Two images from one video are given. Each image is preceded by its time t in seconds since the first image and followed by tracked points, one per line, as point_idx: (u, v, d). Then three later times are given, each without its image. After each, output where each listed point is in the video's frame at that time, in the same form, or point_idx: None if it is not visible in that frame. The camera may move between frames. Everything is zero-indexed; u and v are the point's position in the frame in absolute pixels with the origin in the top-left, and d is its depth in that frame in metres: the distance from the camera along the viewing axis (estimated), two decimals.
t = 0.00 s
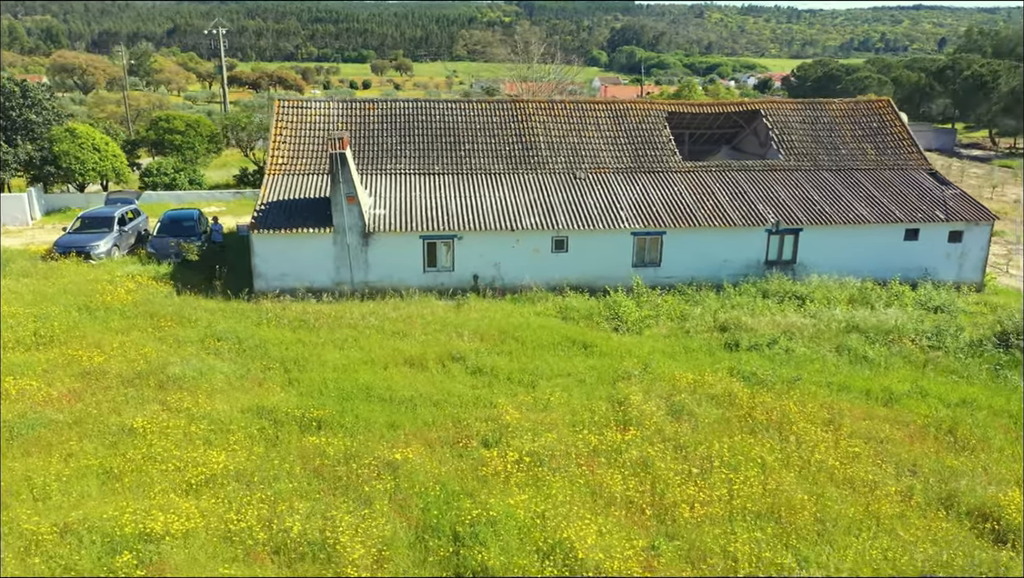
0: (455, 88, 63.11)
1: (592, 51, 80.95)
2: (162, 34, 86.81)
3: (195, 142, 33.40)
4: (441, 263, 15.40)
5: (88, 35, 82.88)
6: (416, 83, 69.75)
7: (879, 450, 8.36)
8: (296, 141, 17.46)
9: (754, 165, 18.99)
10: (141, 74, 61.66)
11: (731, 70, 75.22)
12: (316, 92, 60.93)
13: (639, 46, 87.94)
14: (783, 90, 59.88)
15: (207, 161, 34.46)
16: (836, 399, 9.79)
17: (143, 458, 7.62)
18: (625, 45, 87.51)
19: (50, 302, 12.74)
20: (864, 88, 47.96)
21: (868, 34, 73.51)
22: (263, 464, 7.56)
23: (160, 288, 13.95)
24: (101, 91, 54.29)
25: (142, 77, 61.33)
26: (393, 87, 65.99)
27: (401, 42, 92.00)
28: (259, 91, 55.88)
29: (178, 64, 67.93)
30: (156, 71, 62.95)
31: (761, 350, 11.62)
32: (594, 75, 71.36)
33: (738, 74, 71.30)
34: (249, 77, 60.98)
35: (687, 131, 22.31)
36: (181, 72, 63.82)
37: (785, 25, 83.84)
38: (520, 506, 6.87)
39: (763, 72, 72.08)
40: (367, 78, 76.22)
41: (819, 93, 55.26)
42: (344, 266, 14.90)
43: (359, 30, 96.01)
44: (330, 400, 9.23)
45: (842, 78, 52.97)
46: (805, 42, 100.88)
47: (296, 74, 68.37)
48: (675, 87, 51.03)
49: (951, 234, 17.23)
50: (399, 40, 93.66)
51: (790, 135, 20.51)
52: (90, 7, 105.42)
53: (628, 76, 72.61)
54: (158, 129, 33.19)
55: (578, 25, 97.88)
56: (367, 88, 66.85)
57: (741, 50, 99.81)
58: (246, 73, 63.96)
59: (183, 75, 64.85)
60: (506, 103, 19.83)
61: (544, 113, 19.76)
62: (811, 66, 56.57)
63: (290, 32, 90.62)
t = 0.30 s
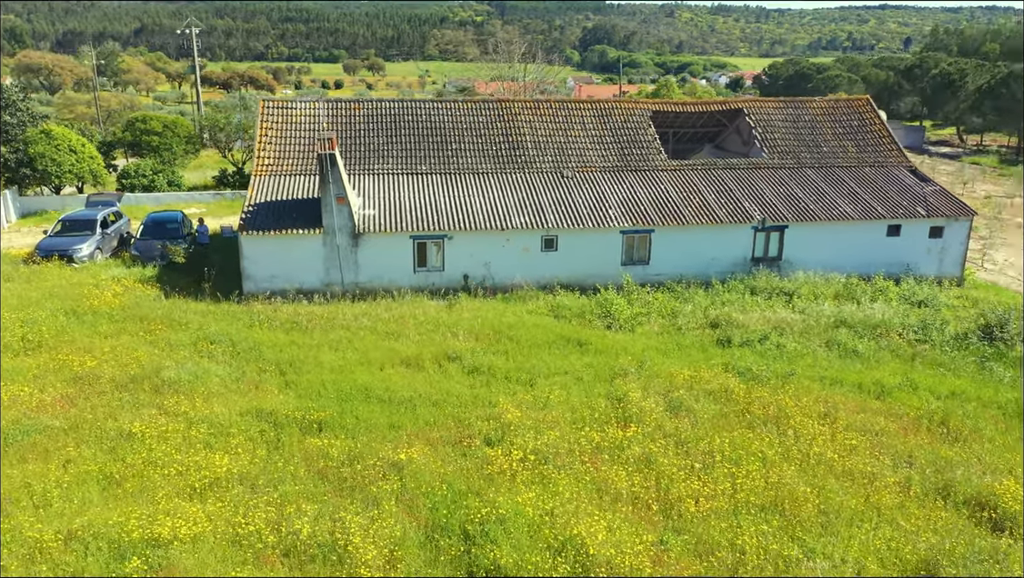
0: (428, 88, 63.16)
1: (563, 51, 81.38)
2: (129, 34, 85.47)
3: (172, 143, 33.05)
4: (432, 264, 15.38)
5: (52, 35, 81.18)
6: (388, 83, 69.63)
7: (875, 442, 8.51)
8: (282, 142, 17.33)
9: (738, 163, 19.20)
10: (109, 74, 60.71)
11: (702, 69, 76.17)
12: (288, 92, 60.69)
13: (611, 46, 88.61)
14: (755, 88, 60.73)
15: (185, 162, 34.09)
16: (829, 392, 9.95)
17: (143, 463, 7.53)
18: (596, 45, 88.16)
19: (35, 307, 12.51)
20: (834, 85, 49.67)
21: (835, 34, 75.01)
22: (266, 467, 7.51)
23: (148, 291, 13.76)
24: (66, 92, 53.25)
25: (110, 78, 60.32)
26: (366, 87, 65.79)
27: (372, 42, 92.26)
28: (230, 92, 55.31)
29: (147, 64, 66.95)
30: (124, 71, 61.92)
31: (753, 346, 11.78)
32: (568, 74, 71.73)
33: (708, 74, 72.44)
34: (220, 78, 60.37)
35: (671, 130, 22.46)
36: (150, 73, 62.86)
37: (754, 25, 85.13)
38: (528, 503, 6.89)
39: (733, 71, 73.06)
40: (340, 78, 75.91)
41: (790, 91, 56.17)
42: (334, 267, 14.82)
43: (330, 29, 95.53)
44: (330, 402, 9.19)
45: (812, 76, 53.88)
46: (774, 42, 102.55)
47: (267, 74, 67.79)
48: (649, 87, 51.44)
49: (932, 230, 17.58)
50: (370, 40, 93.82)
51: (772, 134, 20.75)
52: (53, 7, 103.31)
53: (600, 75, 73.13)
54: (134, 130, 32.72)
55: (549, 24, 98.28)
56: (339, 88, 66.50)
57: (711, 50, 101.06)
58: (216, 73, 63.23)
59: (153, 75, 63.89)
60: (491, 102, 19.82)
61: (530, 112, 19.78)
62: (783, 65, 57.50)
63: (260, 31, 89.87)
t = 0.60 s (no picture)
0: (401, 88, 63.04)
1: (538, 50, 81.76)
2: (97, 33, 84.15)
3: (151, 144, 32.66)
4: (422, 264, 15.35)
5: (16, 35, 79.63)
6: (361, 83, 69.43)
7: (871, 435, 8.65)
8: (269, 143, 17.19)
9: (723, 162, 19.38)
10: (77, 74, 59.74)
11: (675, 69, 76.95)
12: (261, 92, 60.93)
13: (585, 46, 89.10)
14: (728, 87, 61.34)
15: (164, 163, 33.66)
16: (824, 387, 10.10)
17: (145, 467, 7.46)
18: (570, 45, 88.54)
19: (22, 311, 12.31)
20: (807, 85, 50.75)
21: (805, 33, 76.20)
22: (270, 469, 7.47)
23: (136, 294, 13.59)
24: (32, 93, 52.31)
25: (78, 78, 59.38)
26: (340, 87, 65.55)
27: (345, 42, 92.33)
28: (201, 92, 54.76)
29: (116, 64, 65.98)
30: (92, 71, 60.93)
31: (745, 342, 11.91)
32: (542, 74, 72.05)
33: (681, 73, 73.23)
34: (192, 78, 59.75)
35: (656, 129, 22.59)
36: (120, 73, 61.97)
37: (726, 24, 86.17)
38: (535, 500, 6.92)
39: (706, 71, 73.90)
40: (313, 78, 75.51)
41: (763, 90, 56.90)
42: (325, 268, 14.74)
43: (302, 29, 95.03)
44: (329, 403, 9.15)
45: (785, 75, 54.64)
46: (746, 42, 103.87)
47: (240, 74, 67.22)
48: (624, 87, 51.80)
49: (914, 226, 17.88)
50: (342, 39, 93.70)
51: (756, 132, 20.97)
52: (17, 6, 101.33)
53: (574, 75, 73.55)
54: (112, 132, 32.26)
55: (523, 23, 98.47)
56: (313, 88, 66.16)
57: (683, 50, 101.94)
58: (188, 74, 62.53)
59: (122, 75, 62.99)
60: (478, 102, 19.80)
61: (516, 112, 19.79)
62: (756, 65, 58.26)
63: (231, 31, 89.03)
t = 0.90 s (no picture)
0: (379, 87, 62.86)
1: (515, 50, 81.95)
2: (68, 33, 83.08)
3: (134, 144, 32.33)
4: (418, 263, 15.33)
5: None
6: (339, 83, 69.18)
7: (872, 428, 8.78)
8: (260, 143, 17.08)
9: (713, 160, 19.53)
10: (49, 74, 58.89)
11: (652, 67, 77.48)
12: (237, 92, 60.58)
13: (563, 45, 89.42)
14: (706, 86, 61.75)
15: (147, 164, 33.34)
16: (822, 381, 10.23)
17: (153, 470, 7.41)
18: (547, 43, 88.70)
19: (15, 314, 12.13)
20: (785, 83, 51.23)
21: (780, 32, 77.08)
22: (280, 470, 7.45)
23: (130, 295, 13.45)
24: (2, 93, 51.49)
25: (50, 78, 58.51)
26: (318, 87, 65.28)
27: (321, 42, 92.13)
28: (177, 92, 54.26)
29: (89, 64, 65.13)
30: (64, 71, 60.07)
31: (742, 338, 12.04)
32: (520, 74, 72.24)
33: (658, 72, 73.77)
34: (167, 78, 59.18)
35: (645, 128, 22.70)
36: (93, 73, 61.18)
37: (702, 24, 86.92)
38: (548, 497, 6.96)
39: (683, 70, 74.52)
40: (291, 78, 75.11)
41: (742, 88, 57.24)
42: (320, 268, 14.68)
43: (278, 28, 94.52)
44: (334, 403, 9.13)
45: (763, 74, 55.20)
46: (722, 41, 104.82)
47: (217, 74, 66.67)
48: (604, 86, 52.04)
49: (902, 223, 18.14)
50: (319, 39, 93.44)
51: (745, 131, 21.15)
52: None
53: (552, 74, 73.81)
54: (94, 133, 31.87)
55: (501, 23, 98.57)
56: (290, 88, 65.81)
57: (661, 49, 102.55)
58: (163, 74, 61.91)
59: (96, 75, 62.18)
60: (469, 102, 19.79)
61: (507, 111, 19.80)
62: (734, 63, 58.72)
63: (206, 30, 88.22)
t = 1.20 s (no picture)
0: (359, 87, 62.54)
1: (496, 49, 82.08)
2: (42, 32, 82.22)
3: (120, 145, 32.01)
4: (414, 263, 15.32)
5: None
6: (319, 83, 69.09)
7: (873, 422, 8.90)
8: (253, 143, 17.00)
9: (705, 159, 19.66)
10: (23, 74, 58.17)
11: (631, 66, 77.96)
12: (216, 93, 60.36)
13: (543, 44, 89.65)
14: (687, 84, 61.90)
15: (133, 165, 33.05)
16: (821, 376, 10.35)
17: (161, 472, 7.37)
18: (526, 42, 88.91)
19: (8, 317, 11.98)
20: (765, 81, 51.39)
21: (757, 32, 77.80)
22: (289, 471, 7.43)
23: (125, 297, 13.32)
24: None
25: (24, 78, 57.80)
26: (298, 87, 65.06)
27: (300, 42, 91.90)
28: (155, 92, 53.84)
29: (64, 64, 64.42)
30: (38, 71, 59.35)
31: (739, 334, 12.16)
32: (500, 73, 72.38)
33: (637, 71, 74.35)
34: (145, 79, 58.76)
35: (636, 127, 22.80)
36: (69, 73, 60.50)
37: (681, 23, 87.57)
38: (559, 494, 7.00)
39: (663, 70, 75.07)
40: (270, 78, 74.80)
41: (723, 88, 57.35)
42: (316, 269, 14.64)
43: (256, 28, 94.10)
44: (339, 403, 9.11)
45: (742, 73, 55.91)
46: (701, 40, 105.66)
47: (195, 74, 66.20)
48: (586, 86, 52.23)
49: (891, 219, 18.38)
50: (298, 38, 93.26)
51: (735, 129, 21.31)
52: None
53: (532, 72, 74.02)
54: (78, 133, 31.49)
55: (481, 22, 98.69)
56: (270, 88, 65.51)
57: (641, 48, 102.97)
58: (141, 74, 61.39)
59: (71, 75, 61.50)
60: (461, 101, 19.78)
61: (500, 110, 19.81)
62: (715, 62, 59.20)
63: (183, 29, 87.44)
